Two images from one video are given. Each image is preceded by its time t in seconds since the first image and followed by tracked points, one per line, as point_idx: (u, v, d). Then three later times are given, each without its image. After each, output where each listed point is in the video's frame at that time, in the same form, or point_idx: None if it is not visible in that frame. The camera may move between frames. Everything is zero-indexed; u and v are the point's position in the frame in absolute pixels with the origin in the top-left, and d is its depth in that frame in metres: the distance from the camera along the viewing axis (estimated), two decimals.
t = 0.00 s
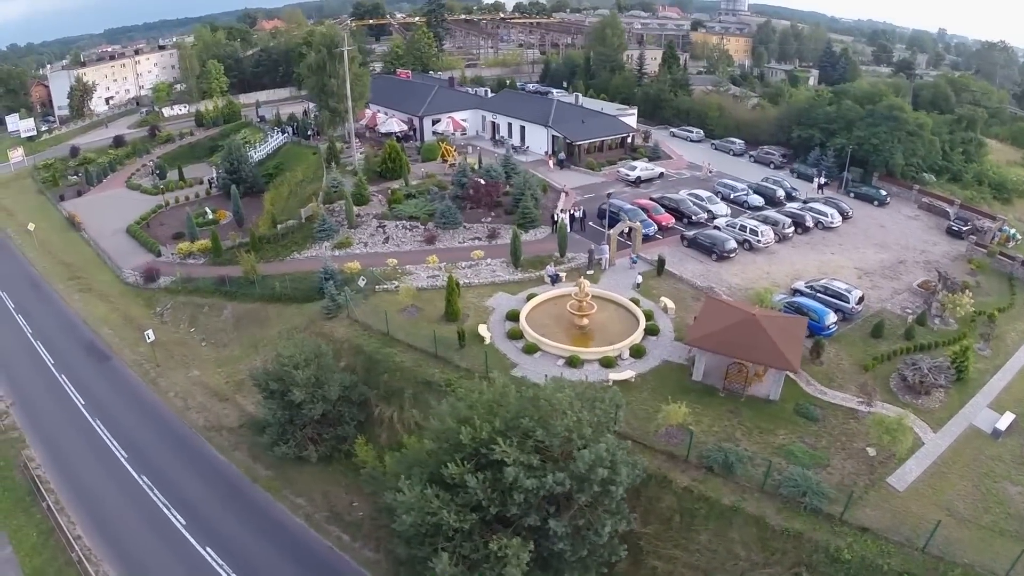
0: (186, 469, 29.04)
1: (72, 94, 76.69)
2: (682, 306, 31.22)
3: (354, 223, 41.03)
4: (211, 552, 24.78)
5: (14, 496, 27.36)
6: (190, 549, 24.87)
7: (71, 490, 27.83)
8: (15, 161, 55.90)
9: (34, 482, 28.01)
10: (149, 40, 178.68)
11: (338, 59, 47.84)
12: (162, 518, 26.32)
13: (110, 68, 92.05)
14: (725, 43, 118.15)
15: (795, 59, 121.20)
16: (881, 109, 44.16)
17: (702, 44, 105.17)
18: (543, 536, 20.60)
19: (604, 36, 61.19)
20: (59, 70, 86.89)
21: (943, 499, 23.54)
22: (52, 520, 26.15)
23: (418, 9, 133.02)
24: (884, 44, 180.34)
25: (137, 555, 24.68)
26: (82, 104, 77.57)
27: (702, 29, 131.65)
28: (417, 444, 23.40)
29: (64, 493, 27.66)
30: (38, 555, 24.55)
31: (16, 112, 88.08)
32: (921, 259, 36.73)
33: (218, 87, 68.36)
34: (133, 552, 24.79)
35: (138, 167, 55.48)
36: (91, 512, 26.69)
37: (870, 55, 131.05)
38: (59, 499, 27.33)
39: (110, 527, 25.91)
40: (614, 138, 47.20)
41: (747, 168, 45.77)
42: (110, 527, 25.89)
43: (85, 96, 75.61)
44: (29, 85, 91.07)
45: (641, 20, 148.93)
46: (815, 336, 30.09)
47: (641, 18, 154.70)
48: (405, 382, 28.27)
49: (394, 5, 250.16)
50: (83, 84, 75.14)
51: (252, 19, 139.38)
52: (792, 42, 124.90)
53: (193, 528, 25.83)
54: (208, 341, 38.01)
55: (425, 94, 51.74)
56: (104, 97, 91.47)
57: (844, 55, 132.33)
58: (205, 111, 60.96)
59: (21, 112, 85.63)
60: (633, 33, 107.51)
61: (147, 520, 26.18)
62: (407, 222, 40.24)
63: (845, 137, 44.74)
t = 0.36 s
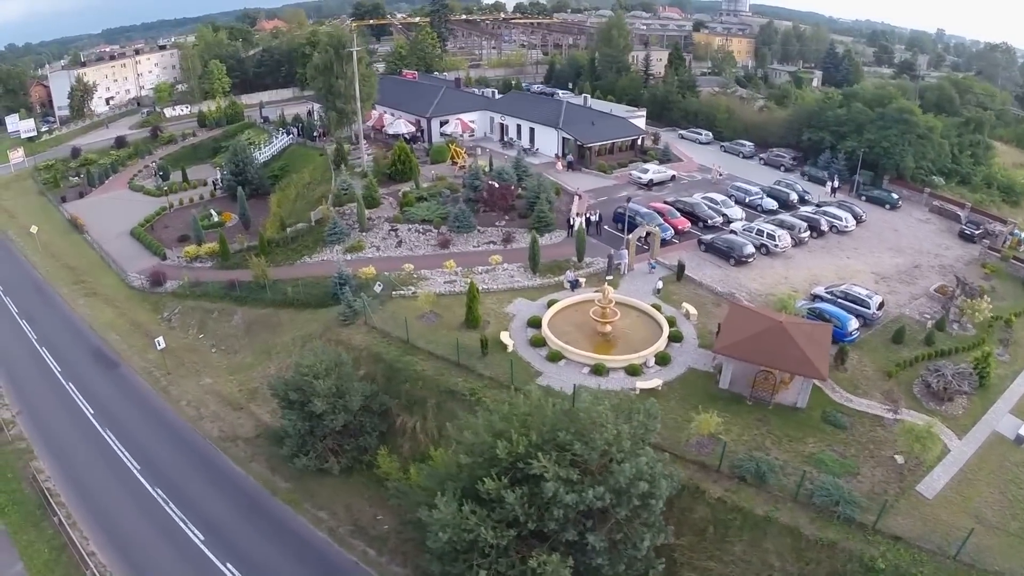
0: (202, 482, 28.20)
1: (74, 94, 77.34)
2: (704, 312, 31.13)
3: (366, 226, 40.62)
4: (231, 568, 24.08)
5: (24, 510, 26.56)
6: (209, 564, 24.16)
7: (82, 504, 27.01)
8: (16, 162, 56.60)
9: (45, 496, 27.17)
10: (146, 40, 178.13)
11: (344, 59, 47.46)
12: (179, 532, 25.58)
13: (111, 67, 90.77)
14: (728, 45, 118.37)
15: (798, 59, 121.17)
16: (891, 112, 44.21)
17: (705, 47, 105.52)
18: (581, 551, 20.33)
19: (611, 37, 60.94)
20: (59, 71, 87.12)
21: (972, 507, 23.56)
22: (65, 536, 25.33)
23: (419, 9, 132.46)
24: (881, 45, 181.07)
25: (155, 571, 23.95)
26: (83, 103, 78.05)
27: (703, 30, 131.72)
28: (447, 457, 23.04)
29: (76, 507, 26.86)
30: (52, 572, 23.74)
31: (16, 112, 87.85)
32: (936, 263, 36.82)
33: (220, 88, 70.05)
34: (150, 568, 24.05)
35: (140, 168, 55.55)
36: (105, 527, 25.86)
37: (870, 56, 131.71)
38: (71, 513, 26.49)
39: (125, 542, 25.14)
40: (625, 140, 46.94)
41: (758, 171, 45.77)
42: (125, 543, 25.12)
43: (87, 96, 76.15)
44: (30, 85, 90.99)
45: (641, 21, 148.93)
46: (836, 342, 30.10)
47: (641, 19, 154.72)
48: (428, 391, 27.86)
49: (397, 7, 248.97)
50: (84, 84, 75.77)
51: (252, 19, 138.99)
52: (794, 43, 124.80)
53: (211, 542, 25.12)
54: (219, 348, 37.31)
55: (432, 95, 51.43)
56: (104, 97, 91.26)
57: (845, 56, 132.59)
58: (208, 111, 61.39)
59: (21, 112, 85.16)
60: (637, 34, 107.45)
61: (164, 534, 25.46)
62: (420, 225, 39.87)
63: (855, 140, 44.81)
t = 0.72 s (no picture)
0: (221, 495, 27.30)
1: (78, 93, 77.12)
2: (729, 319, 31.01)
3: (380, 230, 40.21)
4: None
5: (37, 524, 25.74)
6: None
7: (97, 517, 26.22)
8: (20, 162, 56.59)
9: (58, 509, 26.35)
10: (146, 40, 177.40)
11: (355, 60, 47.17)
12: (198, 546, 24.79)
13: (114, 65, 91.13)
14: (736, 45, 118.26)
15: (803, 61, 121.15)
16: (906, 115, 44.18)
17: (711, 49, 105.61)
18: (623, 567, 20.03)
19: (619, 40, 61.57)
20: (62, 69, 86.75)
21: (1004, 516, 23.51)
22: (80, 552, 24.50)
23: (422, 10, 132.22)
24: (881, 46, 181.68)
25: None
26: (87, 102, 77.85)
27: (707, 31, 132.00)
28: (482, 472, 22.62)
29: (91, 521, 26.07)
30: None
31: (18, 111, 87.43)
32: (954, 268, 36.80)
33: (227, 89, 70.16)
34: None
35: (145, 168, 55.30)
36: (122, 543, 25.01)
37: (875, 57, 132.06)
38: (86, 528, 25.65)
39: (143, 557, 24.36)
40: (640, 142, 46.77)
41: (772, 174, 45.76)
42: (143, 558, 24.34)
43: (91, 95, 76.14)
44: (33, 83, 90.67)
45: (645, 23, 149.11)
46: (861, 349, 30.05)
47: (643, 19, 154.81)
48: (453, 401, 27.39)
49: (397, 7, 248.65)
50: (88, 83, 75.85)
51: (254, 19, 138.81)
52: (800, 44, 124.49)
53: (232, 557, 24.35)
54: (233, 355, 36.58)
55: (443, 96, 51.30)
56: (108, 96, 90.92)
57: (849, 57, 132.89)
58: (213, 112, 61.49)
59: (24, 112, 84.61)
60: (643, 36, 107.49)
61: (182, 548, 24.68)
62: (436, 229, 39.54)
63: (869, 143, 44.80)
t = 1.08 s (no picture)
0: (243, 508, 26.56)
1: (82, 92, 76.73)
2: (755, 326, 30.91)
3: (396, 233, 39.79)
4: None
5: (51, 541, 24.96)
6: None
7: (114, 532, 25.44)
8: (24, 161, 56.64)
9: (73, 525, 25.55)
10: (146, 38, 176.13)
11: (365, 60, 46.87)
12: (220, 562, 24.02)
13: (118, 65, 90.38)
14: (744, 45, 118.38)
15: (809, 61, 121.14)
16: (920, 118, 44.12)
17: (717, 49, 105.72)
18: None
19: (630, 41, 63.62)
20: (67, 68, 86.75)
21: None
22: (97, 569, 23.69)
23: (426, 9, 131.69)
24: (884, 46, 182.07)
25: None
26: (91, 101, 77.53)
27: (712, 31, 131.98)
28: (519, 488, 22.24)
29: (108, 536, 25.27)
30: None
31: (21, 110, 86.92)
32: (974, 273, 36.67)
33: (233, 87, 72.80)
34: None
35: (151, 168, 55.10)
36: (141, 560, 24.25)
37: (880, 57, 132.18)
38: (103, 544, 24.86)
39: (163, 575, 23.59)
40: (653, 144, 47.01)
41: (786, 177, 45.88)
42: None
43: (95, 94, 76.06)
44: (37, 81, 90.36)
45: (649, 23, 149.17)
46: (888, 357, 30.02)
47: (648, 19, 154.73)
48: (482, 411, 26.89)
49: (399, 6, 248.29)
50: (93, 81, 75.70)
51: (258, 18, 138.31)
52: (806, 45, 124.25)
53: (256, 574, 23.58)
54: (248, 361, 35.80)
55: (455, 97, 51.34)
56: (112, 96, 89.99)
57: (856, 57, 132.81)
58: (219, 111, 62.21)
59: (28, 111, 84.16)
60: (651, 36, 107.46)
61: (204, 565, 23.91)
62: (454, 232, 39.22)
63: (884, 146, 44.77)
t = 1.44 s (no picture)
0: (263, 522, 25.75)
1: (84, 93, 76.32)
2: (781, 334, 30.81)
3: (412, 238, 39.38)
4: None
5: (64, 559, 24.07)
6: None
7: (130, 549, 24.58)
8: (28, 162, 56.66)
9: (86, 542, 24.64)
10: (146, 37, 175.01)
11: (375, 60, 46.28)
12: None
13: (120, 65, 89.84)
14: (750, 47, 118.56)
15: (816, 63, 121.14)
16: (933, 122, 44.02)
17: (723, 51, 105.87)
18: None
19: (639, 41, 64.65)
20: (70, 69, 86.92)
21: None
22: None
23: (430, 10, 131.40)
24: (884, 48, 182.77)
25: None
26: (94, 103, 77.25)
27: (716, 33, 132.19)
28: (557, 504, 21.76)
29: (123, 554, 24.41)
30: None
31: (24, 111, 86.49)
32: (993, 279, 36.51)
33: (237, 87, 73.37)
34: None
35: (156, 170, 55.11)
36: None
37: (884, 59, 132.46)
38: (119, 562, 24.00)
39: None
40: (667, 147, 46.55)
41: (800, 181, 46.26)
42: None
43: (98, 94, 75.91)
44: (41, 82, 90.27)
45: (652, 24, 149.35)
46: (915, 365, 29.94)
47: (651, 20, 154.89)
48: (512, 423, 26.37)
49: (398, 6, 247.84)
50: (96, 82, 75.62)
51: (260, 19, 137.71)
52: (811, 46, 124.30)
53: None
54: (262, 370, 34.98)
55: (466, 99, 51.20)
56: (115, 97, 88.98)
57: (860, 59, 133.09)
58: (223, 113, 62.26)
59: (31, 111, 83.86)
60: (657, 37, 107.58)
61: None
62: (472, 237, 38.96)
63: (897, 150, 44.69)
